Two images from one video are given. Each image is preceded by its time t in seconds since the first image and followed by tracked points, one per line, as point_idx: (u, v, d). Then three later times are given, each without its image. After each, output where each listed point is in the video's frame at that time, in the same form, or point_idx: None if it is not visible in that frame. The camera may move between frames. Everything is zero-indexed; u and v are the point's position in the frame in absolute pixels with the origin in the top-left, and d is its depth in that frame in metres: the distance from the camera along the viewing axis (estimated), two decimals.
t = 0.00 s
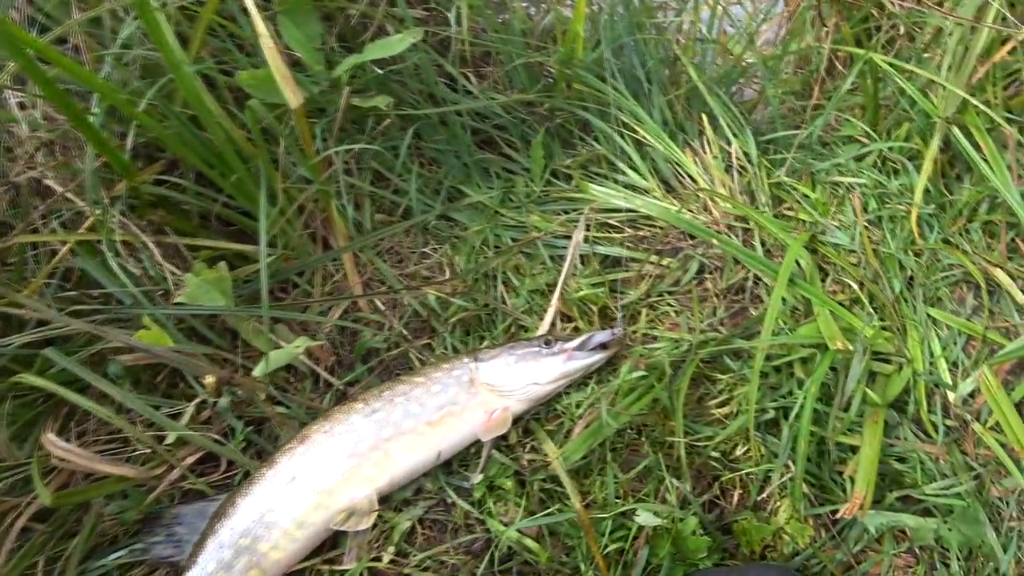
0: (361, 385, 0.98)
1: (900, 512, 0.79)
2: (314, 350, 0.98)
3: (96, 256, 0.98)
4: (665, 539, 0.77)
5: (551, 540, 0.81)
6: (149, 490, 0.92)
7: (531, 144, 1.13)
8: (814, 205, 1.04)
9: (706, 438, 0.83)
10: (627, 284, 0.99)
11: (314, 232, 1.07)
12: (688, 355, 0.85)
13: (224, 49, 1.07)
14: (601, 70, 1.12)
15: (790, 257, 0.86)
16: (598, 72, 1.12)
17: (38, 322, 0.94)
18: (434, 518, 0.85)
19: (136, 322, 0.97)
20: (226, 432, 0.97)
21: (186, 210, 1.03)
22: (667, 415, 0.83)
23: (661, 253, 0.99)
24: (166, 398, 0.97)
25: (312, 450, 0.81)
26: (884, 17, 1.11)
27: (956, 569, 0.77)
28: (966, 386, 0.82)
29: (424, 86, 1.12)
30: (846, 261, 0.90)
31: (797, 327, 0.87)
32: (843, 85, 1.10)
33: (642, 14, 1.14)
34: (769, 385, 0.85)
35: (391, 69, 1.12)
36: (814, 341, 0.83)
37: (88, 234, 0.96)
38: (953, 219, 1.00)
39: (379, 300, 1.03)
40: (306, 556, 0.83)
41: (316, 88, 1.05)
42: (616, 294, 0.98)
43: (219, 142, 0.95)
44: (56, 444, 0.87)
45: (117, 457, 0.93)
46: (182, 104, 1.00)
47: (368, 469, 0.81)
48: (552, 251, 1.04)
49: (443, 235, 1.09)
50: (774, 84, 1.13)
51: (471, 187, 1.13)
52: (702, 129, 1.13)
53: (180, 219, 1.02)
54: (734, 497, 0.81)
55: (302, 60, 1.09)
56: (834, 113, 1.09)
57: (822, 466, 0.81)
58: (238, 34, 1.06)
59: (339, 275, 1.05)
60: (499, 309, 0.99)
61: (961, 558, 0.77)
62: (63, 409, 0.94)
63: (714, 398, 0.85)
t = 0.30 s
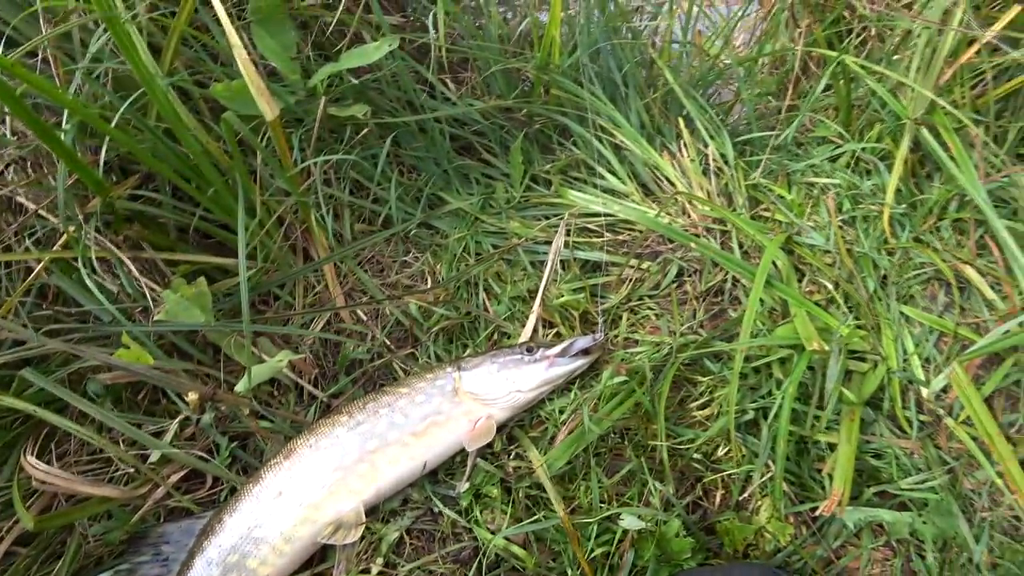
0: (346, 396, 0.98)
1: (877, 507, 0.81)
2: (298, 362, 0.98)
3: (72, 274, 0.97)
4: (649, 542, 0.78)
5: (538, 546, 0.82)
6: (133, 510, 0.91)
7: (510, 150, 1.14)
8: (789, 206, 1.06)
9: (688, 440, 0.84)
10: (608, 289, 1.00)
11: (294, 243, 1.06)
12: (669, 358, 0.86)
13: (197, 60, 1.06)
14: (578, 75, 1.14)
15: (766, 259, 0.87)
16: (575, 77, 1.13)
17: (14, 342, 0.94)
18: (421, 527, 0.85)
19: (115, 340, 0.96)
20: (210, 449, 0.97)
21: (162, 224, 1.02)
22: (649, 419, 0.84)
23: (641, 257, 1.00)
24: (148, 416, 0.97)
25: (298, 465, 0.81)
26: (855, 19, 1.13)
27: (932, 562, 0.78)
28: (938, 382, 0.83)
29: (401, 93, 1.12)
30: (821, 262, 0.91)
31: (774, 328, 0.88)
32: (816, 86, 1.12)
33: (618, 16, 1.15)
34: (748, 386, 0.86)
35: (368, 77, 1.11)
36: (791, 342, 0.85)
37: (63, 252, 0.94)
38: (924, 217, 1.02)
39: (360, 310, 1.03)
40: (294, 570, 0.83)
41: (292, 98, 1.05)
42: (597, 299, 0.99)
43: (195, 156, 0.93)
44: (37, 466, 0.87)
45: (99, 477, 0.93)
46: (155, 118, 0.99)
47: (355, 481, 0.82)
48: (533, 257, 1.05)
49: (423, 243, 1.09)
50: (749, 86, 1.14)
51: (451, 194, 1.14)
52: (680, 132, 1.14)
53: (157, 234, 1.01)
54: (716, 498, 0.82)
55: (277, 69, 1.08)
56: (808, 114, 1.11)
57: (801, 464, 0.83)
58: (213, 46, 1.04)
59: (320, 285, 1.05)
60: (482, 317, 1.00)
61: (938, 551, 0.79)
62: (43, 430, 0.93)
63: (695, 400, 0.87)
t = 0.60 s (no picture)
0: (358, 402, 1.01)
1: (868, 500, 0.85)
2: (311, 369, 1.02)
3: (89, 283, 0.99)
4: (655, 536, 0.82)
5: (549, 542, 0.86)
6: (153, 513, 0.94)
7: (512, 163, 1.18)
8: (780, 216, 1.11)
9: (689, 440, 0.89)
10: (609, 297, 1.04)
11: (305, 254, 1.10)
12: (669, 362, 0.91)
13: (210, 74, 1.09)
14: (578, 90, 1.19)
15: (760, 267, 0.92)
16: (575, 92, 1.18)
17: (28, 349, 0.96)
18: (436, 526, 0.89)
19: (131, 347, 0.98)
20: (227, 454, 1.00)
21: (176, 234, 1.04)
22: (651, 420, 0.88)
23: (640, 265, 1.05)
24: (164, 421, 0.99)
25: (317, 467, 0.84)
26: (841, 37, 1.19)
27: (921, 552, 0.82)
28: (921, 383, 0.89)
29: (407, 107, 1.15)
30: (812, 270, 0.97)
31: (769, 332, 0.93)
32: (803, 102, 1.18)
33: (615, 33, 1.20)
34: (744, 388, 0.91)
35: (375, 92, 1.15)
36: (785, 346, 0.90)
37: (82, 261, 0.97)
38: (907, 226, 1.07)
39: (371, 318, 1.06)
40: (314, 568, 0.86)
41: (302, 112, 1.08)
42: (599, 306, 1.04)
43: (211, 168, 0.96)
44: (59, 471, 0.89)
45: (118, 482, 0.95)
46: (172, 131, 1.02)
47: (373, 482, 0.85)
48: (536, 266, 1.09)
49: (430, 252, 1.13)
50: (741, 100, 1.20)
51: (456, 205, 1.18)
52: (675, 145, 1.19)
53: (172, 244, 1.03)
54: (717, 494, 0.87)
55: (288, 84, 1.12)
56: (797, 128, 1.17)
57: (796, 461, 0.88)
58: (226, 61, 1.07)
59: (330, 294, 1.09)
60: (488, 324, 1.04)
61: (925, 540, 0.83)
62: (60, 437, 0.95)
63: (695, 402, 0.91)
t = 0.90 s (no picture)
0: (347, 408, 1.02)
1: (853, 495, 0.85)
2: (300, 376, 1.02)
3: (81, 294, 1.00)
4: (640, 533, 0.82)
5: (534, 544, 0.86)
6: (142, 520, 0.96)
7: (498, 170, 1.20)
8: (763, 216, 1.12)
9: (674, 439, 0.89)
10: (594, 299, 1.05)
11: (293, 263, 1.10)
12: (653, 362, 0.92)
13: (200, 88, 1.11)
14: (562, 98, 1.21)
15: (742, 266, 0.93)
16: (559, 100, 1.20)
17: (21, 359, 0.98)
18: (423, 529, 0.89)
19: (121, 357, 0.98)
20: (218, 462, 1.01)
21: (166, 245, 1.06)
22: (635, 419, 0.89)
23: (624, 268, 1.06)
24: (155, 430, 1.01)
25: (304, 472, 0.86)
26: (820, 40, 1.20)
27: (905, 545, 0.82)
28: (902, 377, 0.90)
29: (395, 118, 1.17)
30: (794, 269, 0.98)
31: (751, 331, 0.94)
32: (784, 104, 1.20)
33: (598, 41, 1.22)
34: (728, 387, 0.92)
35: (362, 103, 1.17)
36: (766, 343, 0.91)
37: (74, 273, 0.98)
38: (888, 224, 1.09)
39: (359, 325, 1.08)
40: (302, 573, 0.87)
41: (291, 124, 1.10)
42: (584, 309, 1.04)
43: (200, 179, 0.98)
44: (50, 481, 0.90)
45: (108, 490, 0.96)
46: (162, 144, 1.04)
47: (359, 485, 0.86)
48: (522, 271, 1.11)
49: (418, 259, 1.14)
50: (723, 104, 1.21)
51: (444, 213, 1.19)
52: (659, 149, 1.21)
53: (162, 255, 1.05)
54: (701, 492, 0.87)
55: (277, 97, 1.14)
56: (779, 130, 1.18)
57: (780, 458, 0.88)
58: (215, 76, 1.09)
59: (319, 302, 1.10)
60: (475, 329, 1.05)
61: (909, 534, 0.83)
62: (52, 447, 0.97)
63: (678, 401, 0.92)
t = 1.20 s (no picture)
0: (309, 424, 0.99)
1: (827, 494, 0.83)
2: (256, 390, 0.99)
3: (25, 317, 0.95)
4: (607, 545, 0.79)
5: (498, 558, 0.83)
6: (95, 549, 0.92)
7: (462, 174, 1.17)
8: (732, 212, 1.10)
9: (643, 444, 0.87)
10: (561, 302, 1.02)
11: (252, 276, 1.07)
12: (619, 366, 0.90)
13: (150, 100, 1.08)
14: (524, 98, 1.18)
15: (710, 263, 0.91)
16: (522, 100, 1.18)
17: None
18: (385, 547, 0.86)
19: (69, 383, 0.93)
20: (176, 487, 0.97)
21: (118, 263, 1.03)
22: (602, 425, 0.87)
23: (591, 269, 1.03)
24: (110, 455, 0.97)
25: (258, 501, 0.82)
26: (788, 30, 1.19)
27: (882, 545, 0.80)
28: (876, 371, 0.87)
29: (356, 124, 1.14)
30: (764, 264, 0.95)
31: (720, 330, 0.92)
32: (752, 97, 1.17)
33: (561, 39, 1.19)
34: (698, 388, 0.89)
35: (320, 109, 1.14)
36: (736, 341, 0.89)
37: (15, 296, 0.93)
38: (859, 215, 1.07)
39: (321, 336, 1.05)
40: None
41: (245, 133, 1.07)
42: (551, 313, 1.02)
43: (149, 194, 0.94)
44: None
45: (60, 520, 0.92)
46: (108, 159, 1.00)
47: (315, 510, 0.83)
48: (488, 276, 1.08)
49: (381, 268, 1.11)
50: (691, 98, 1.19)
51: (409, 219, 1.16)
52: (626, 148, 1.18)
53: (113, 273, 1.02)
54: (672, 498, 0.85)
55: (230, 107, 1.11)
56: (747, 123, 1.16)
57: (752, 460, 0.85)
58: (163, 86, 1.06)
59: (280, 316, 1.06)
60: (439, 337, 1.02)
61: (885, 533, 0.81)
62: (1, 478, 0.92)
63: (647, 405, 0.90)
